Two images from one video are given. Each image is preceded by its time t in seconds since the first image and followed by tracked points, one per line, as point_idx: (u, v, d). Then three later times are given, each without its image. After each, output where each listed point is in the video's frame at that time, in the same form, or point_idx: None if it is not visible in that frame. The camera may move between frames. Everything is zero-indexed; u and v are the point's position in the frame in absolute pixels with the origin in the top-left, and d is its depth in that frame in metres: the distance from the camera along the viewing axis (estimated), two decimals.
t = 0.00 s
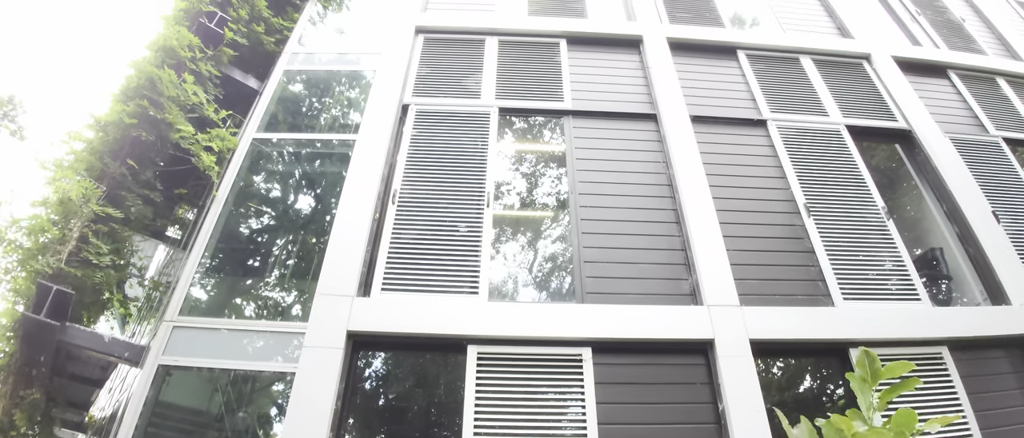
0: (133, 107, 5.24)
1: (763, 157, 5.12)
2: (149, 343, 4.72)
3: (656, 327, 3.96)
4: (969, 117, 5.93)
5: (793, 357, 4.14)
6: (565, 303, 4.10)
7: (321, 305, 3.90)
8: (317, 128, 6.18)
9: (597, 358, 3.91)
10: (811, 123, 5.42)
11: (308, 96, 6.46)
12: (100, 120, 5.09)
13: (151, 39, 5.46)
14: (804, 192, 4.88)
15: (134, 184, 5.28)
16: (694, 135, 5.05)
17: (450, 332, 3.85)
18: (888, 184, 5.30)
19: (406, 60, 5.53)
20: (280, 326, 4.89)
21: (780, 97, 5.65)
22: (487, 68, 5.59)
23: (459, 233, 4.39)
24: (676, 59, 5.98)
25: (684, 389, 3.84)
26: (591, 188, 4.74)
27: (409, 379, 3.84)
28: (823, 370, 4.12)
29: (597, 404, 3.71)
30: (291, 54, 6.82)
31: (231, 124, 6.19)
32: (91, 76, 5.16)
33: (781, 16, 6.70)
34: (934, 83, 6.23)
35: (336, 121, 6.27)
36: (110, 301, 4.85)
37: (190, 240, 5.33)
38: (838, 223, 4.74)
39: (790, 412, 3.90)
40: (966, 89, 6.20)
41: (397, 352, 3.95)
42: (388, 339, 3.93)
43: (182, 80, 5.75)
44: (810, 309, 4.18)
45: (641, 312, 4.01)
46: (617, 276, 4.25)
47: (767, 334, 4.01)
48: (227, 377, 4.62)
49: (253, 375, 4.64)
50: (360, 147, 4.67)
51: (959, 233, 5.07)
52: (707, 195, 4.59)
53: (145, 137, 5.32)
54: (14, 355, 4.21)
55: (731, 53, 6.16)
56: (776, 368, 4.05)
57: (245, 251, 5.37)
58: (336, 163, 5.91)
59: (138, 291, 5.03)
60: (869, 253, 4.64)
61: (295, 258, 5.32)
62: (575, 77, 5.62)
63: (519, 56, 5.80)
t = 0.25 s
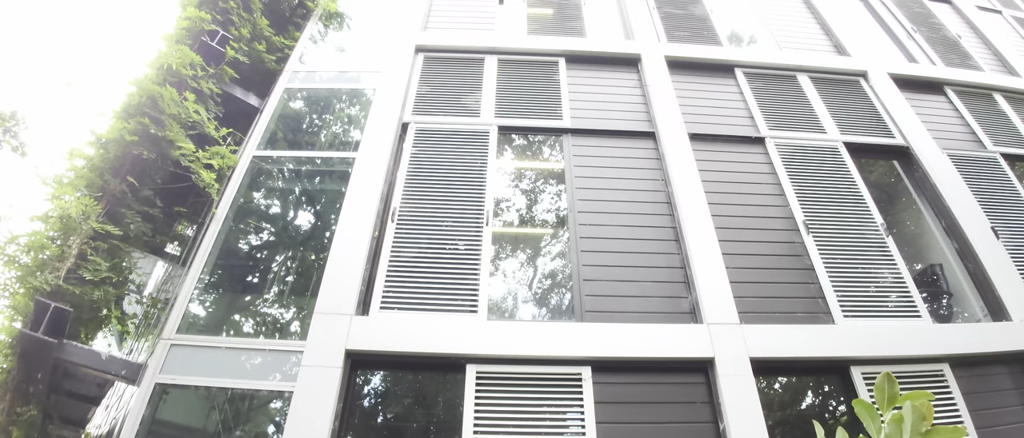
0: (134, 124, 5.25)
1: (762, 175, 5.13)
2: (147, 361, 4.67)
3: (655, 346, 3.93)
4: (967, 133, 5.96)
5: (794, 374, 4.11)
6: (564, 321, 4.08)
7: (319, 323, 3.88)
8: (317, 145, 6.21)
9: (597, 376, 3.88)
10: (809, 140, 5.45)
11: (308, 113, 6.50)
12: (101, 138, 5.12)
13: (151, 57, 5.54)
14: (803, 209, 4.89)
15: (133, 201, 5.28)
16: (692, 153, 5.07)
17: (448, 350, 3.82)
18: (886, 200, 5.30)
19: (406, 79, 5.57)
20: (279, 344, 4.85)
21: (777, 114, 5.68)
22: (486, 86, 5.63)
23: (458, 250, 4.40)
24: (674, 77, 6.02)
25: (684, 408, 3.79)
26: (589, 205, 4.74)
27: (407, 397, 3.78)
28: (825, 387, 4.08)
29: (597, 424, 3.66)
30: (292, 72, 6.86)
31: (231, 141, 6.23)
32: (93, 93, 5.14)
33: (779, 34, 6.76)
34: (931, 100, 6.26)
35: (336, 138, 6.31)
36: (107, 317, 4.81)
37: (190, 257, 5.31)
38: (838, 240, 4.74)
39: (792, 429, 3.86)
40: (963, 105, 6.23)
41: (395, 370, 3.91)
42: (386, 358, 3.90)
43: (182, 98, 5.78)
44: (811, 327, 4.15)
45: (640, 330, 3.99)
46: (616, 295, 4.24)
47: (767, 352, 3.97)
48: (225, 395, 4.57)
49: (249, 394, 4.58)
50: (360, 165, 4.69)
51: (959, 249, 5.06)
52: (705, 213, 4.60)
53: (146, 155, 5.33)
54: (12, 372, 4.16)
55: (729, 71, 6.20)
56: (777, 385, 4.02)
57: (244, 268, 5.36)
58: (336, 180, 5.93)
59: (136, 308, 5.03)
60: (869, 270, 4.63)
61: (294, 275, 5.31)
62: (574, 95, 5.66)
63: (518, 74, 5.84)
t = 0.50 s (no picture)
0: (134, 140, 5.26)
1: (760, 190, 5.15)
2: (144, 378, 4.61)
3: (655, 362, 3.91)
4: (965, 148, 5.98)
5: (796, 390, 4.07)
6: (563, 338, 4.06)
7: (318, 340, 3.86)
8: (317, 160, 6.22)
9: (596, 393, 3.85)
10: (808, 156, 5.47)
11: (309, 129, 6.53)
12: (101, 153, 5.10)
13: (155, 75, 5.50)
14: (802, 225, 4.89)
15: (133, 216, 5.26)
16: (691, 169, 5.09)
17: (447, 368, 3.79)
18: (885, 214, 5.31)
19: (406, 95, 5.60)
20: (277, 360, 4.81)
21: (776, 129, 5.71)
22: (486, 103, 5.67)
23: (457, 266, 4.39)
24: (672, 93, 6.06)
25: (685, 426, 3.75)
26: (588, 222, 4.75)
27: (405, 415, 3.74)
28: (827, 401, 4.05)
29: None
30: (292, 88, 6.89)
31: (231, 157, 6.24)
32: (95, 110, 5.16)
33: (776, 50, 6.81)
34: (928, 114, 6.30)
35: (336, 154, 6.31)
36: (104, 333, 4.74)
37: (189, 272, 5.29)
38: (837, 256, 4.74)
39: None
40: (961, 120, 6.26)
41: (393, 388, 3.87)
42: (384, 375, 3.86)
43: (183, 113, 5.79)
44: (812, 343, 4.13)
45: (640, 347, 3.96)
46: (615, 311, 4.22)
47: (768, 368, 3.94)
48: (222, 412, 4.52)
49: (247, 412, 4.53)
50: (359, 181, 4.70)
51: (958, 264, 5.04)
52: (704, 229, 4.60)
53: (146, 171, 5.34)
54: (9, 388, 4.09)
55: (727, 87, 6.25)
56: (778, 400, 3.99)
57: (242, 284, 5.35)
58: (336, 195, 5.93)
59: (134, 323, 5.01)
60: (869, 286, 4.62)
61: (293, 290, 5.30)
62: (573, 111, 5.69)
63: (517, 91, 5.88)
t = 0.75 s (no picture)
0: (135, 157, 5.27)
1: (759, 206, 5.16)
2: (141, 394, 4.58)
3: (656, 380, 3.87)
4: (963, 163, 6.01)
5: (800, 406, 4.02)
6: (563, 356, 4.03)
7: (316, 358, 3.84)
8: (317, 177, 6.24)
9: (596, 411, 3.81)
10: (806, 173, 5.49)
11: (309, 144, 6.56)
12: (101, 170, 5.13)
13: (157, 89, 5.60)
14: (802, 241, 4.90)
15: (132, 232, 5.26)
16: (689, 185, 5.11)
17: (446, 386, 3.76)
18: (884, 229, 5.31)
19: (406, 112, 5.63)
20: (275, 378, 4.77)
21: (774, 146, 5.74)
22: (486, 119, 5.70)
23: (456, 283, 4.38)
24: (671, 110, 6.09)
25: None
26: (587, 238, 4.75)
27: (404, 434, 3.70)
28: (829, 416, 4.01)
29: None
30: (292, 105, 6.92)
31: (231, 174, 6.23)
32: (94, 125, 5.22)
33: (774, 67, 6.85)
34: (926, 130, 6.33)
35: (336, 171, 6.32)
36: (103, 348, 4.75)
37: (189, 288, 5.28)
38: (837, 272, 4.73)
39: None
40: (958, 135, 6.29)
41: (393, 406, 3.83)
42: (383, 393, 3.82)
43: (185, 130, 5.81)
44: (813, 361, 4.10)
45: (639, 365, 3.93)
46: (614, 329, 4.21)
47: (769, 386, 3.90)
48: (218, 430, 4.46)
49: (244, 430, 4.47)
50: (359, 198, 4.71)
51: (958, 280, 5.03)
52: (704, 245, 4.60)
53: (145, 186, 5.33)
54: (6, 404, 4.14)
55: (725, 103, 6.28)
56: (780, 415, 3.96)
57: (241, 300, 5.34)
58: (335, 211, 5.93)
59: (132, 340, 4.95)
60: (870, 302, 4.60)
61: (292, 306, 5.28)
62: (572, 128, 5.72)
63: (517, 108, 5.91)
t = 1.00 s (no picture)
0: (136, 173, 5.29)
1: (759, 222, 5.17)
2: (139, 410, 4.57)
3: (657, 398, 3.84)
4: (962, 177, 6.02)
5: (804, 424, 3.97)
6: (563, 374, 4.01)
7: (315, 375, 3.82)
8: (318, 193, 6.25)
9: (597, 430, 3.77)
10: (806, 189, 5.50)
11: (310, 161, 6.60)
12: (101, 186, 5.15)
13: (160, 104, 5.65)
14: (802, 257, 4.89)
15: (133, 248, 5.26)
16: (689, 201, 5.12)
17: (446, 404, 3.72)
18: (885, 243, 5.31)
19: (407, 129, 5.66)
20: (273, 395, 4.73)
21: (773, 162, 5.76)
22: (486, 136, 5.73)
23: (457, 301, 4.37)
24: (670, 126, 6.12)
25: None
26: (587, 255, 4.76)
27: None
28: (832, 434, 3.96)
29: None
30: (294, 121, 6.96)
31: (232, 190, 6.22)
32: (95, 141, 5.27)
33: (772, 83, 6.89)
34: (925, 145, 6.35)
35: (337, 188, 6.32)
36: (102, 364, 4.71)
37: (189, 303, 5.27)
38: (839, 289, 4.71)
39: None
40: (958, 150, 6.31)
41: (393, 424, 3.81)
42: (382, 411, 3.79)
43: (186, 147, 5.83)
44: (815, 378, 4.07)
45: (640, 382, 3.90)
46: (615, 346, 4.18)
47: (771, 404, 3.87)
48: None
49: None
50: (359, 215, 4.72)
51: (960, 295, 5.00)
52: (704, 262, 4.60)
53: (146, 205, 5.34)
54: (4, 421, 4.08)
55: (725, 120, 6.31)
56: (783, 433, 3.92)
57: (240, 316, 5.33)
58: (336, 228, 5.94)
59: (131, 356, 4.94)
60: (872, 318, 4.58)
61: (292, 322, 5.27)
62: (572, 145, 5.75)
63: (517, 125, 5.94)
